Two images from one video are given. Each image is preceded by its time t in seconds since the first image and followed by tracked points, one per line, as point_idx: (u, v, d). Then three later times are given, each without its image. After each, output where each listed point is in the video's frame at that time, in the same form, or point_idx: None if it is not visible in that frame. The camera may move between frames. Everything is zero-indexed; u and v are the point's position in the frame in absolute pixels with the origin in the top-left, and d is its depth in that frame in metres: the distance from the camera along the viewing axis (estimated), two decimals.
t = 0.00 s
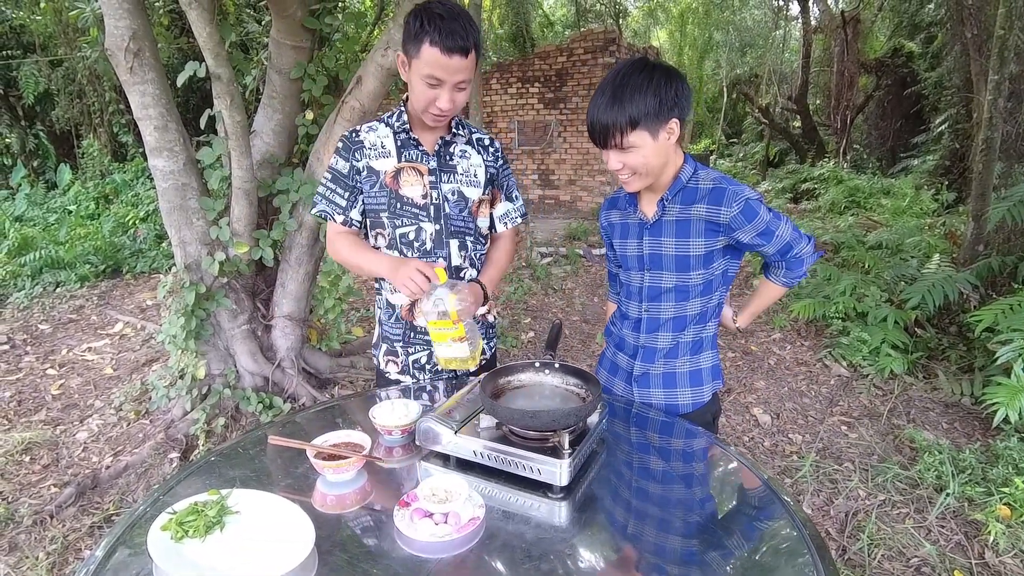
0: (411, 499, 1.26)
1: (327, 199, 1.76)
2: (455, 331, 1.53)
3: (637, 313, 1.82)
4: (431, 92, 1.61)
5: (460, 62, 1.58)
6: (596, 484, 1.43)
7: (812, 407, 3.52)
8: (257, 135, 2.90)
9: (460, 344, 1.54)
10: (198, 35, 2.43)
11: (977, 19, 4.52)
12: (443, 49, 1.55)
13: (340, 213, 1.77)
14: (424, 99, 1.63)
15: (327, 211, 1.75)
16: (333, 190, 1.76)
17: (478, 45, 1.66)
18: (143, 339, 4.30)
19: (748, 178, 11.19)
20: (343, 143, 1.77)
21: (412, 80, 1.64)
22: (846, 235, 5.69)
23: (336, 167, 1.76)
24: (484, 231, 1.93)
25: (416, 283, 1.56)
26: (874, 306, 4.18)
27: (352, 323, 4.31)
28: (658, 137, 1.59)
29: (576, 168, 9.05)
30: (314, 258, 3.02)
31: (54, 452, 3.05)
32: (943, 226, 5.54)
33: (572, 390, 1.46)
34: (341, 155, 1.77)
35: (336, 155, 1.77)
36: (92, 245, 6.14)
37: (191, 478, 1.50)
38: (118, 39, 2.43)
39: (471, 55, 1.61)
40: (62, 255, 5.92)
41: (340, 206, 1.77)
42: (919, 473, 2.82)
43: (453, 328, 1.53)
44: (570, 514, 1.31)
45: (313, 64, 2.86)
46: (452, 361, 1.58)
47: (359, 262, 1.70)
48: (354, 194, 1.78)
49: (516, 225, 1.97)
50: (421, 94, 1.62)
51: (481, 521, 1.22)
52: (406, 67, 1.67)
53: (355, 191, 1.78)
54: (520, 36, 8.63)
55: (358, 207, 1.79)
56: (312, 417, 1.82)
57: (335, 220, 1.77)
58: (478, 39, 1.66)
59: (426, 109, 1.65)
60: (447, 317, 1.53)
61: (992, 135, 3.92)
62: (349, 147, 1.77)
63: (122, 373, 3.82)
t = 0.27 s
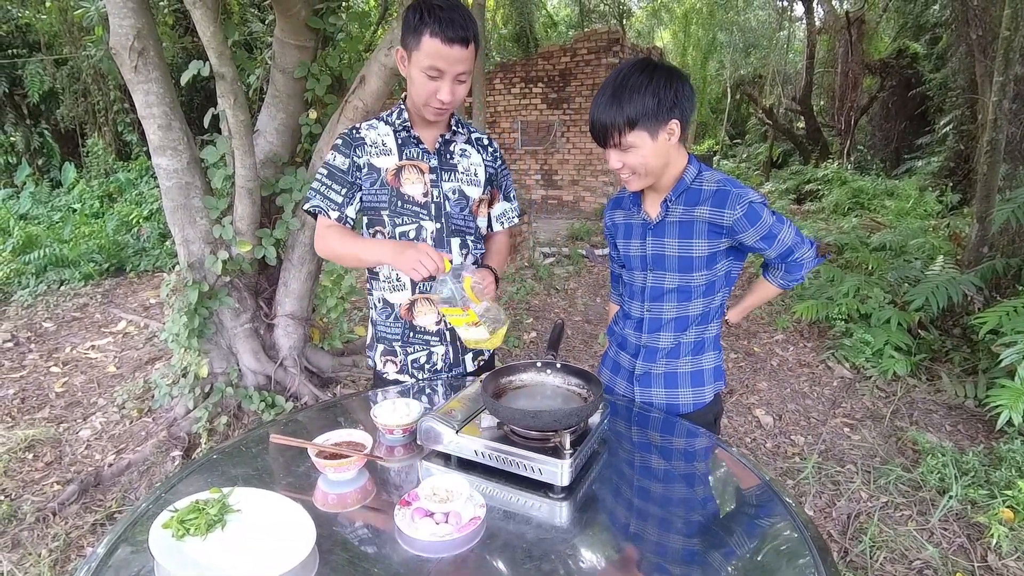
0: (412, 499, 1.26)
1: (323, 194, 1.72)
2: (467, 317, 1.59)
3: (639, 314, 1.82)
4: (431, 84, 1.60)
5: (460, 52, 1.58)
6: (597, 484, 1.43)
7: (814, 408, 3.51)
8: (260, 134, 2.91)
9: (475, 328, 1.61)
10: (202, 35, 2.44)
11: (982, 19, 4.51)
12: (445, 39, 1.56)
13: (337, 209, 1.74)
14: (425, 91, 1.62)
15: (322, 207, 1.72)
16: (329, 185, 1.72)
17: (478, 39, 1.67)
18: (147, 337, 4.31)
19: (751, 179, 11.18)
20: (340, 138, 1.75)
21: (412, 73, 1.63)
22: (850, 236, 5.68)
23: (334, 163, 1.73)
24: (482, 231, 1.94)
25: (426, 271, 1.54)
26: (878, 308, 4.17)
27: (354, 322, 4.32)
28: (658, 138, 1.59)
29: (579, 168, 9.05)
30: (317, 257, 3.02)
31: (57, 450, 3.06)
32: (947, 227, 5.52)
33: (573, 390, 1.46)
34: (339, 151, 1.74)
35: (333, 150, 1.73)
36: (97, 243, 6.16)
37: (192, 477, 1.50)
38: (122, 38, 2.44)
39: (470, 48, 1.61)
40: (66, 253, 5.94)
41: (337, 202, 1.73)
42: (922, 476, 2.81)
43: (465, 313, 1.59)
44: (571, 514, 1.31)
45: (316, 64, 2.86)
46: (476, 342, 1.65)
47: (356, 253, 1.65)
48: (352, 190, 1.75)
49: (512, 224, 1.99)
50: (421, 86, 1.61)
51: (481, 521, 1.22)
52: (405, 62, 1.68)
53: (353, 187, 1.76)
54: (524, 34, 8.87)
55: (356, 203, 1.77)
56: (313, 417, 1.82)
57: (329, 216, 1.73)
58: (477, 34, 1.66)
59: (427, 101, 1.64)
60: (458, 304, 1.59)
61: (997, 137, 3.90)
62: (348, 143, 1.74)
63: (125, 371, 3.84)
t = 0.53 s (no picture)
0: (412, 500, 1.27)
1: (322, 194, 1.67)
2: (483, 302, 1.56)
3: (637, 316, 1.82)
4: (433, 89, 1.60)
5: (461, 58, 1.58)
6: (596, 485, 1.44)
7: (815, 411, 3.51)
8: (262, 135, 2.92)
9: (492, 315, 1.59)
10: (204, 36, 2.45)
11: (983, 23, 4.51)
12: (447, 45, 1.56)
13: (337, 210, 1.68)
14: (427, 95, 1.62)
15: (322, 207, 1.66)
16: (329, 186, 1.67)
17: (480, 43, 1.67)
18: (148, 337, 4.32)
19: (753, 181, 11.18)
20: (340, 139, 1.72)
21: (414, 76, 1.63)
22: (851, 239, 5.69)
23: (334, 164, 1.69)
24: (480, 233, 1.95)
25: (444, 260, 1.50)
26: (879, 310, 4.17)
27: (355, 323, 4.32)
28: (659, 137, 1.58)
29: (580, 170, 9.05)
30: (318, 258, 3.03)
31: (58, 449, 3.07)
32: (948, 230, 5.52)
33: (573, 392, 1.47)
34: (340, 152, 1.70)
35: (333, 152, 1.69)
36: (99, 242, 6.17)
37: (193, 477, 1.51)
38: (126, 39, 2.45)
39: (472, 53, 1.62)
40: (68, 253, 5.96)
41: (337, 203, 1.68)
42: (922, 479, 2.81)
43: (481, 299, 1.57)
44: (570, 515, 1.31)
45: (318, 65, 2.87)
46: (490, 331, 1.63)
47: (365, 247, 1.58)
48: (353, 191, 1.71)
49: (509, 226, 2.01)
50: (423, 91, 1.61)
51: (481, 522, 1.23)
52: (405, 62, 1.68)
53: (354, 188, 1.72)
54: (526, 36, 8.63)
55: (356, 204, 1.73)
56: (314, 417, 1.83)
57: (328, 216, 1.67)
58: (479, 40, 1.67)
59: (429, 105, 1.64)
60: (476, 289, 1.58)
61: (998, 140, 3.91)
62: (349, 145, 1.72)
63: (126, 370, 3.85)
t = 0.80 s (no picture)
0: (409, 501, 1.27)
1: (322, 187, 1.62)
2: (485, 308, 1.60)
3: (635, 317, 1.82)
4: (427, 73, 1.60)
5: (450, 38, 1.59)
6: (592, 486, 1.44)
7: (812, 413, 3.52)
8: (262, 136, 2.92)
9: (492, 319, 1.61)
10: (205, 37, 2.45)
11: (982, 27, 4.53)
12: (437, 26, 1.58)
13: (337, 203, 1.63)
14: (422, 80, 1.62)
15: (322, 200, 1.60)
16: (331, 181, 1.63)
17: (470, 33, 1.69)
18: (147, 337, 4.33)
19: (751, 184, 11.20)
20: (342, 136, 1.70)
21: (410, 66, 1.64)
22: (849, 242, 5.70)
23: (337, 160, 1.66)
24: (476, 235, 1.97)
25: (451, 261, 1.48)
26: (877, 313, 4.18)
27: (354, 324, 4.33)
28: (669, 139, 1.59)
29: (580, 172, 9.06)
30: (317, 259, 3.03)
31: (56, 449, 3.07)
32: (946, 233, 5.53)
33: (570, 394, 1.47)
34: (341, 149, 1.68)
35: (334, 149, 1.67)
36: (98, 243, 6.17)
37: (191, 477, 1.51)
38: (126, 40, 2.45)
39: (463, 35, 1.63)
40: (67, 253, 5.96)
41: (338, 197, 1.63)
42: (919, 482, 2.82)
43: (484, 304, 1.61)
44: (567, 517, 1.32)
45: (319, 67, 2.87)
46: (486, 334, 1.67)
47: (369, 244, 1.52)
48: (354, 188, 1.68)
49: (505, 230, 2.03)
50: (418, 78, 1.62)
51: (477, 523, 1.23)
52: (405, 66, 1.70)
53: (355, 185, 1.69)
54: (527, 38, 8.52)
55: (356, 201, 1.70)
56: (312, 418, 1.83)
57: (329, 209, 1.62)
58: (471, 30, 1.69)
59: (424, 91, 1.63)
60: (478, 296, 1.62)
61: (996, 144, 3.92)
62: (351, 143, 1.70)
63: (125, 371, 3.85)
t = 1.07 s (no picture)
0: (405, 505, 1.27)
1: (328, 195, 1.67)
2: (490, 314, 1.62)
3: (645, 322, 1.79)
4: (424, 68, 1.62)
5: (443, 31, 1.62)
6: (590, 492, 1.44)
7: (809, 416, 3.53)
8: (260, 138, 2.92)
9: (492, 325, 1.63)
10: (203, 40, 2.45)
11: (979, 31, 4.55)
12: (427, 20, 1.61)
13: (345, 212, 1.69)
14: (420, 75, 1.63)
15: (331, 209, 1.67)
16: (338, 188, 1.68)
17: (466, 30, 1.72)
18: (145, 340, 4.32)
19: (749, 187, 11.22)
20: (346, 142, 1.73)
21: (408, 65, 1.66)
22: (847, 245, 5.72)
23: (343, 166, 1.70)
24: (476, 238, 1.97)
25: (454, 262, 1.51)
26: (874, 317, 4.18)
27: (352, 326, 4.33)
28: (690, 143, 1.54)
29: (578, 175, 9.08)
30: (315, 261, 3.03)
31: (52, 451, 3.07)
32: (944, 237, 5.55)
33: (567, 397, 1.47)
34: (347, 153, 1.71)
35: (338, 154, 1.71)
36: (96, 244, 6.17)
37: (188, 479, 1.51)
38: (125, 42, 2.45)
39: (456, 29, 1.65)
40: (65, 254, 5.96)
41: (345, 205, 1.69)
42: (915, 485, 2.82)
43: (489, 311, 1.62)
44: (563, 521, 1.32)
45: (317, 69, 2.88)
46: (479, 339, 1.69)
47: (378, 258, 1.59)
48: (360, 194, 1.72)
49: (504, 234, 2.03)
50: (417, 75, 1.64)
51: (474, 527, 1.24)
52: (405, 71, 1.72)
53: (361, 191, 1.73)
54: (526, 41, 8.79)
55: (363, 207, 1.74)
56: (309, 421, 1.83)
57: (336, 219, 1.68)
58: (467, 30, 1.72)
59: (423, 86, 1.64)
60: (484, 302, 1.62)
61: (993, 148, 3.93)
62: (356, 146, 1.73)
63: (122, 373, 3.84)
